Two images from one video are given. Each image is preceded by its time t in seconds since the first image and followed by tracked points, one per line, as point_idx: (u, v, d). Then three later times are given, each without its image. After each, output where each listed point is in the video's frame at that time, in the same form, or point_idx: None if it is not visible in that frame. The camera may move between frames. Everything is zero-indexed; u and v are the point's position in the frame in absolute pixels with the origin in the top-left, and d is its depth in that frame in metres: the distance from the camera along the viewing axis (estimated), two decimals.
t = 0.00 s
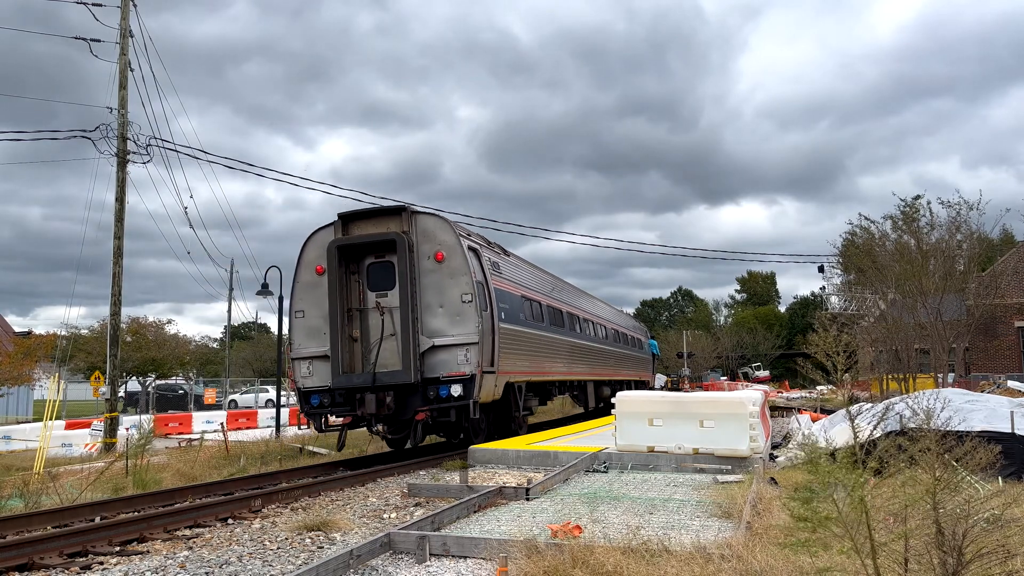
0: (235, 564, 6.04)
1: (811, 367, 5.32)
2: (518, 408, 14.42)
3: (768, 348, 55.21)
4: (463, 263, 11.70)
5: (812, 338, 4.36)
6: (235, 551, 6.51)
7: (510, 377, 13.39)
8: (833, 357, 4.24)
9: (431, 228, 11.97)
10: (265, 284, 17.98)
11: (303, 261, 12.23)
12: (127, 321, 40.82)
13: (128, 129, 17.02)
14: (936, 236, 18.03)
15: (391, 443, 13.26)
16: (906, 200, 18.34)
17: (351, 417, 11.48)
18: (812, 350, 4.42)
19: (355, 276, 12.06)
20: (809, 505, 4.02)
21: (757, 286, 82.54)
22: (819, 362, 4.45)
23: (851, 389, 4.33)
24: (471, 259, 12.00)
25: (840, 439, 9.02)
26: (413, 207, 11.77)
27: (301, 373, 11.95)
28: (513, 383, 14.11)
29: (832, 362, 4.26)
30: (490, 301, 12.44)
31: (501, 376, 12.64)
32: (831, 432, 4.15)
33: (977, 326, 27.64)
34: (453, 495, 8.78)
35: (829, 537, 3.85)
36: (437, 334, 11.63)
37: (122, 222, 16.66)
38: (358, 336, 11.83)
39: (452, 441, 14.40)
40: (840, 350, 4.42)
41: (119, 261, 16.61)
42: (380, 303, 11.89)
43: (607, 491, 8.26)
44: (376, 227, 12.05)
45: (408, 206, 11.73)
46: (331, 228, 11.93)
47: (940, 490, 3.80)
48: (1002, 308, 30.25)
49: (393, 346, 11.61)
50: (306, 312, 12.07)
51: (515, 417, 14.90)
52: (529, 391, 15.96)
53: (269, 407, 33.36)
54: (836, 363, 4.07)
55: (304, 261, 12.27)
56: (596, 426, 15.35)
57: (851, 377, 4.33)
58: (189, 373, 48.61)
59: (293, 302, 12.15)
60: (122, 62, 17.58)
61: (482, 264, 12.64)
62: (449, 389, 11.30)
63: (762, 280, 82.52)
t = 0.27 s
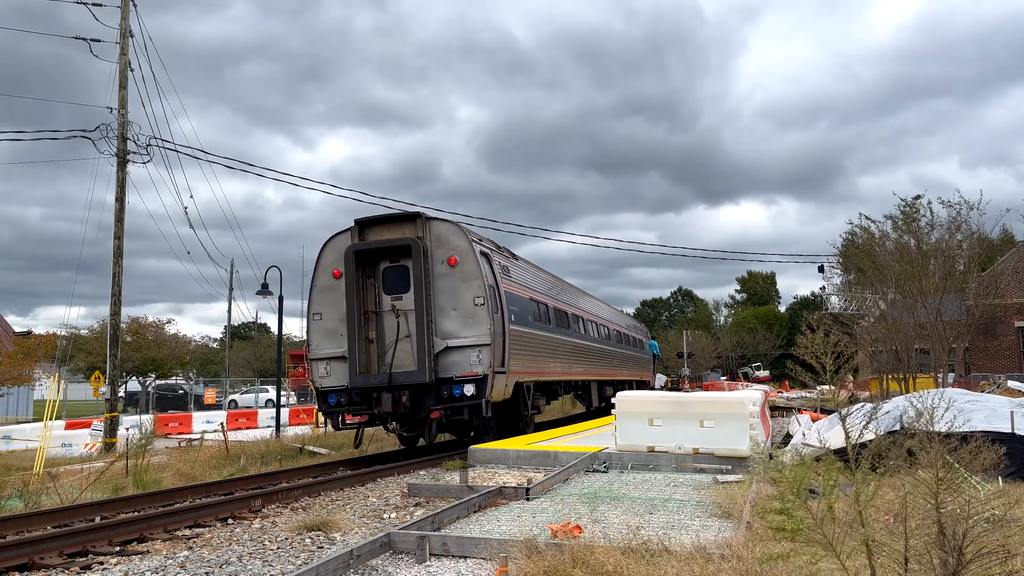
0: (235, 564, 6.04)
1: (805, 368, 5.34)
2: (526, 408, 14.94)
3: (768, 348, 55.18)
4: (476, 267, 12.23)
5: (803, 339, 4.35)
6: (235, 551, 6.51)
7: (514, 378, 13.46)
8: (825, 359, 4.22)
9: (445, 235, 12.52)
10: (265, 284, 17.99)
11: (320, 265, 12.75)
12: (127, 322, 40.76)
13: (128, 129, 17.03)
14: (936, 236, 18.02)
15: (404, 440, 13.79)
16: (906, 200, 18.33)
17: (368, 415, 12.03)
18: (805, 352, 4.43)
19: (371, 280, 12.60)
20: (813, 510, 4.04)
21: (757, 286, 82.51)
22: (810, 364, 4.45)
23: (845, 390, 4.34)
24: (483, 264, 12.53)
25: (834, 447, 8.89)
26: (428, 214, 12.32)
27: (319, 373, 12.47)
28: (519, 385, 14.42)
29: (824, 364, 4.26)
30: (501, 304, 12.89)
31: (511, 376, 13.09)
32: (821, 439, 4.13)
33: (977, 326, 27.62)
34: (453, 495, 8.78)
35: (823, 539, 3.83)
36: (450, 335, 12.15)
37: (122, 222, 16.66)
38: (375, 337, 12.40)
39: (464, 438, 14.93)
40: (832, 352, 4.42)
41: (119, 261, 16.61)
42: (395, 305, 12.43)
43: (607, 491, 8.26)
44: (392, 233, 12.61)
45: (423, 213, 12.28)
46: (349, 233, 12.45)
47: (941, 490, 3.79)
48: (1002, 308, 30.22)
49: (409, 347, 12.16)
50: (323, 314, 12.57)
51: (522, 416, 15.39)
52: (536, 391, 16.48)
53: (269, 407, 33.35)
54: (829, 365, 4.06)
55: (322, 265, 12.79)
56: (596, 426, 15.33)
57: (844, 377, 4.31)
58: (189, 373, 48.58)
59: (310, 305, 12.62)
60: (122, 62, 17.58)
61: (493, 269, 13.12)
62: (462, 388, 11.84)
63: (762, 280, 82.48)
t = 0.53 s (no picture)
0: (235, 565, 6.04)
1: (803, 368, 5.34)
2: (534, 407, 15.50)
3: (768, 348, 55.18)
4: (488, 271, 12.52)
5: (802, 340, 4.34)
6: (235, 551, 6.51)
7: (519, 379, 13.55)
8: (822, 360, 4.21)
9: (457, 239, 12.76)
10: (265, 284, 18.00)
11: (337, 269, 13.05)
12: (127, 322, 40.75)
13: (128, 128, 17.03)
14: (936, 236, 18.02)
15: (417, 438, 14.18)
16: (906, 200, 18.33)
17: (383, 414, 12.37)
18: (804, 352, 4.42)
19: (386, 283, 12.89)
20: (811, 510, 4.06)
21: (757, 286, 82.51)
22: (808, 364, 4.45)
23: (844, 391, 4.34)
24: (495, 268, 12.81)
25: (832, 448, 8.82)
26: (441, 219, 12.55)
27: (336, 373, 12.82)
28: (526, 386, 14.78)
29: (821, 364, 4.25)
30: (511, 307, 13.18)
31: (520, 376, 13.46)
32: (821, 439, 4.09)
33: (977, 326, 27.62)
34: (453, 495, 8.78)
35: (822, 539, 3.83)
36: (463, 337, 12.48)
37: (122, 222, 16.66)
38: (390, 339, 12.72)
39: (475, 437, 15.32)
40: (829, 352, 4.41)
41: (119, 261, 16.61)
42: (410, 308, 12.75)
43: (607, 491, 8.25)
44: (406, 238, 12.87)
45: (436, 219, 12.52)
46: (364, 238, 12.72)
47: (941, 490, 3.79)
48: (1002, 308, 30.22)
49: (423, 348, 12.49)
50: (340, 317, 12.90)
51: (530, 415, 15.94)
52: (544, 391, 17.03)
53: (269, 407, 33.36)
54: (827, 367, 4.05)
55: (338, 269, 13.09)
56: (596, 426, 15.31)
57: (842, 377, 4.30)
58: (189, 373, 48.59)
59: (328, 308, 12.95)
60: (122, 62, 17.59)
61: (504, 273, 13.41)
62: (475, 388, 12.19)
63: (762, 280, 82.47)
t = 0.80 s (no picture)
0: (235, 564, 6.04)
1: (802, 368, 5.34)
2: (541, 406, 16.06)
3: (768, 348, 55.17)
4: (499, 276, 12.83)
5: (803, 340, 4.34)
6: (235, 551, 6.51)
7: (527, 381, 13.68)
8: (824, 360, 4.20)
9: (470, 245, 13.08)
10: (265, 284, 18.00)
11: (353, 273, 13.40)
12: (127, 322, 40.74)
13: (128, 129, 17.03)
14: (936, 236, 18.02)
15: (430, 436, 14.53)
16: (906, 200, 18.34)
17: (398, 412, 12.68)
18: (804, 353, 4.42)
19: (400, 286, 13.22)
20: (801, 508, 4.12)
21: (757, 286, 82.49)
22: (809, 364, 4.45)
23: (845, 390, 4.33)
24: (505, 272, 13.12)
25: (834, 449, 8.79)
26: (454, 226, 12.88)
27: (352, 373, 13.14)
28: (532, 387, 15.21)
29: (822, 364, 4.25)
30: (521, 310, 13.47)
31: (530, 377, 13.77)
32: (822, 439, 4.17)
33: (978, 326, 27.60)
34: (453, 495, 8.78)
35: (822, 539, 3.83)
36: (474, 339, 12.81)
37: (122, 222, 16.66)
38: (404, 341, 13.03)
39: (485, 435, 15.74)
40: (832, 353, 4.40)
41: (119, 261, 16.61)
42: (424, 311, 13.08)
43: (607, 491, 8.26)
44: (420, 243, 13.20)
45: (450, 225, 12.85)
46: (380, 243, 13.08)
47: (940, 490, 3.80)
48: (1002, 308, 30.21)
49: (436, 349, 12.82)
50: (355, 319, 13.23)
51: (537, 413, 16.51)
52: (551, 391, 17.58)
53: (269, 407, 33.35)
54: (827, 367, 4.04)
55: (354, 273, 13.44)
56: (595, 426, 15.32)
57: (842, 377, 4.31)
58: (189, 373, 48.60)
59: (344, 311, 13.29)
60: (122, 62, 17.59)
61: (515, 277, 13.70)
62: (486, 387, 12.52)
63: (762, 280, 82.45)
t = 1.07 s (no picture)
0: (235, 564, 6.04)
1: (802, 368, 5.33)
2: (548, 405, 16.58)
3: (768, 348, 55.16)
4: (510, 279, 13.21)
5: (803, 340, 4.33)
6: (235, 551, 6.51)
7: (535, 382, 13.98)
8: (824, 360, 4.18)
9: (481, 249, 13.46)
10: (265, 284, 18.00)
11: (368, 276, 13.72)
12: (127, 322, 40.69)
13: (128, 129, 17.03)
14: (936, 236, 18.02)
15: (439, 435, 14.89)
16: (906, 200, 18.34)
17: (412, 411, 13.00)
18: (805, 353, 4.41)
19: (414, 289, 13.56)
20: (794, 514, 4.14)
21: (757, 286, 82.46)
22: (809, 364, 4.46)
23: (845, 390, 4.32)
24: (516, 276, 13.51)
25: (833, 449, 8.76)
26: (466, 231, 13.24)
27: (367, 373, 13.45)
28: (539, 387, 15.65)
29: (822, 364, 4.23)
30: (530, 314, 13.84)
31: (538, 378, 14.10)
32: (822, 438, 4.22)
33: (977, 326, 27.59)
34: (453, 495, 8.78)
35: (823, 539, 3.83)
36: (486, 340, 13.16)
37: (122, 222, 16.66)
38: (418, 342, 13.37)
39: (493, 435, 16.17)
40: (832, 353, 4.39)
41: (119, 261, 16.61)
42: (437, 313, 13.42)
43: (607, 491, 8.25)
44: (433, 247, 13.55)
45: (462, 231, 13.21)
46: (394, 247, 13.41)
47: (940, 490, 3.80)
48: (1002, 308, 30.20)
49: (449, 350, 13.15)
50: (370, 321, 13.55)
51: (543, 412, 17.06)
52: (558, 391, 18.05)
53: (269, 407, 33.36)
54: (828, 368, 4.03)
55: (369, 276, 13.77)
56: (596, 426, 15.33)
57: (842, 377, 4.29)
58: (189, 372, 48.61)
59: (358, 313, 13.59)
60: (122, 62, 17.58)
61: (524, 281, 14.08)
62: (497, 387, 12.88)
63: (761, 280, 82.46)
